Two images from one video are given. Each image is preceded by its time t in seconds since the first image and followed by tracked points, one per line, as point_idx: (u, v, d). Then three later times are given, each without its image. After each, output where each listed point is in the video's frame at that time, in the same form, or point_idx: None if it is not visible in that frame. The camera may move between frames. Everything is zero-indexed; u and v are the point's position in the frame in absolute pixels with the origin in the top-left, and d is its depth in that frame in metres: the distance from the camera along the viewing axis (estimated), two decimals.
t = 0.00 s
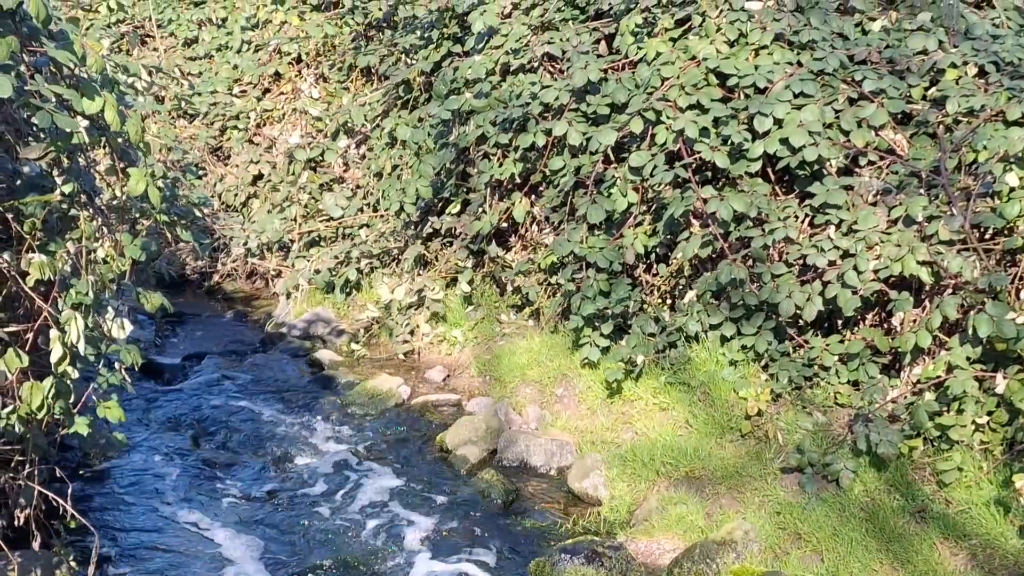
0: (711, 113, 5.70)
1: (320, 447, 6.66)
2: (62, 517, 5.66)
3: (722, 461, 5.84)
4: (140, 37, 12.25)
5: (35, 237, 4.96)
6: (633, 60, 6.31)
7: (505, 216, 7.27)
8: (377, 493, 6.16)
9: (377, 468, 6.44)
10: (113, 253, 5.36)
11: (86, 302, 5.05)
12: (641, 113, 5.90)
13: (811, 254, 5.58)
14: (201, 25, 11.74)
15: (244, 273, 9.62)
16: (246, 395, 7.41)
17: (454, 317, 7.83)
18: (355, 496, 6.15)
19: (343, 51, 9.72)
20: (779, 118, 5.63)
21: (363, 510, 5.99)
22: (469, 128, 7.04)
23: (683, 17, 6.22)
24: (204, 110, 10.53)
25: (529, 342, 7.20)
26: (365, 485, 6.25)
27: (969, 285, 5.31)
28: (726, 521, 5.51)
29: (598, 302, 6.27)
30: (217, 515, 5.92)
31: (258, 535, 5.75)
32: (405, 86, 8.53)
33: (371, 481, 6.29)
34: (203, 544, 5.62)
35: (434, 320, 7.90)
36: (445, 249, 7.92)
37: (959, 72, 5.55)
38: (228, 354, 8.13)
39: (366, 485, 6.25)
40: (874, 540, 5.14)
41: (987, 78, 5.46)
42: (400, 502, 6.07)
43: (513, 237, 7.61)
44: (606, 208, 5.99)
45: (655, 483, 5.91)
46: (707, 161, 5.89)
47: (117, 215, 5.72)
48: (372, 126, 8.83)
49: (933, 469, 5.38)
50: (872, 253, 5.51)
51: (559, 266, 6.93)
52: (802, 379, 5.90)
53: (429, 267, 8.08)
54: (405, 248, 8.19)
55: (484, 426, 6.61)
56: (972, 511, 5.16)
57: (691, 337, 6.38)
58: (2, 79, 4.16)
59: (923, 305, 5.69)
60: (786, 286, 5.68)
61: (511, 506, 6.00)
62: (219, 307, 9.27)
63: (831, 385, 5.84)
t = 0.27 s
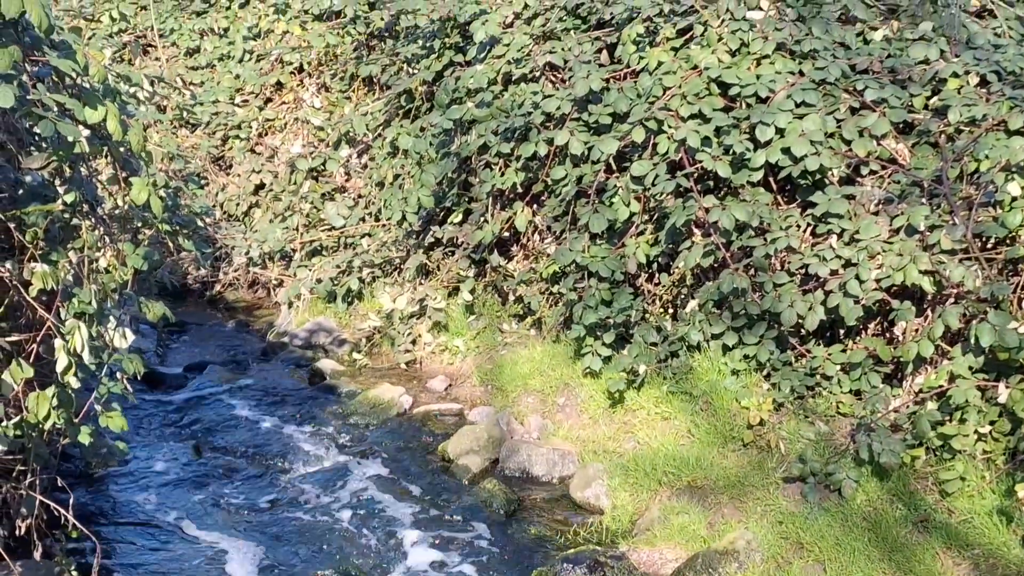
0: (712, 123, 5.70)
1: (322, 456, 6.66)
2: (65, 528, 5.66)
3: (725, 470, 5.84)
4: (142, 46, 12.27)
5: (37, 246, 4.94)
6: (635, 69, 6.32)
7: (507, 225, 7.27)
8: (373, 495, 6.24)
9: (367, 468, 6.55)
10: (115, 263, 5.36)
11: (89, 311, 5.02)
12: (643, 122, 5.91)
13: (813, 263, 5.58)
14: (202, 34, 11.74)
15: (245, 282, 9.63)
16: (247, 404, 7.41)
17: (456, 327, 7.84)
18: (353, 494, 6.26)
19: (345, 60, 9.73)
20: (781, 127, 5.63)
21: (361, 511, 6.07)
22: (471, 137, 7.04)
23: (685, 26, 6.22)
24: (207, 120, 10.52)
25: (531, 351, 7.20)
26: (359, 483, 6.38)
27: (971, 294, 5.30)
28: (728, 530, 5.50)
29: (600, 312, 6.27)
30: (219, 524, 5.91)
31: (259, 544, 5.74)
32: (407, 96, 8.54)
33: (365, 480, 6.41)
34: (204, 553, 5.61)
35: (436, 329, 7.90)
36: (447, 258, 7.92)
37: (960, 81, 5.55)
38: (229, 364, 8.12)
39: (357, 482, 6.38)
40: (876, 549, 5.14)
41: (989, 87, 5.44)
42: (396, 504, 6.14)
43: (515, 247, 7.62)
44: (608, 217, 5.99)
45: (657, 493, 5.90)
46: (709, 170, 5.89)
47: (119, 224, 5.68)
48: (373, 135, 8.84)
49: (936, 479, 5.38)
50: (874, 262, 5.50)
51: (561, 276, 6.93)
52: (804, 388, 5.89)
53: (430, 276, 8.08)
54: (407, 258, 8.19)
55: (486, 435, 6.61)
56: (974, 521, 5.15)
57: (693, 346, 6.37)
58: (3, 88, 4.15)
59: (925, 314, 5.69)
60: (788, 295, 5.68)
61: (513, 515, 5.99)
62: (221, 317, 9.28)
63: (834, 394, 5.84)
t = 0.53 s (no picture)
0: (714, 137, 5.71)
1: (323, 471, 6.66)
2: (66, 542, 5.65)
3: (727, 485, 5.83)
4: (145, 62, 12.30)
5: (39, 261, 4.91)
6: (637, 84, 6.34)
7: (509, 239, 7.28)
8: (375, 510, 6.23)
9: (369, 482, 6.55)
10: (117, 278, 5.35)
11: (90, 326, 5.03)
12: (644, 137, 5.92)
13: (814, 278, 5.58)
14: (205, 49, 11.73)
15: (247, 296, 9.64)
16: (249, 418, 7.41)
17: (458, 341, 7.85)
18: (354, 507, 6.26)
19: (347, 74, 9.76)
20: (782, 142, 5.64)
21: (363, 526, 6.06)
22: (473, 152, 7.05)
23: (686, 40, 6.23)
24: (208, 135, 10.52)
25: (532, 365, 7.21)
26: (361, 496, 6.39)
27: (973, 308, 5.29)
28: (730, 545, 5.49)
29: (601, 326, 6.27)
30: (220, 538, 5.91)
31: (261, 558, 5.73)
32: (409, 110, 8.57)
33: (367, 493, 6.42)
34: (205, 567, 5.61)
35: (438, 343, 7.92)
36: (448, 272, 7.93)
37: (962, 96, 5.55)
38: (230, 378, 8.13)
39: (359, 497, 6.38)
40: (879, 564, 5.13)
41: (991, 102, 5.44)
42: (398, 518, 6.14)
43: (516, 261, 7.63)
44: (610, 231, 5.99)
45: (658, 508, 5.89)
46: (710, 185, 5.90)
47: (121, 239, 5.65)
48: (375, 150, 8.85)
49: (938, 493, 5.37)
50: (876, 276, 5.50)
51: (562, 290, 6.94)
52: (806, 403, 5.89)
53: (432, 290, 8.09)
54: (409, 272, 8.20)
55: (488, 449, 6.61)
56: (977, 536, 5.14)
57: (694, 360, 6.37)
58: (6, 103, 4.13)
59: (927, 328, 5.68)
60: (790, 310, 5.67)
61: (515, 529, 5.98)
62: (222, 331, 9.29)
63: (837, 409, 5.82)
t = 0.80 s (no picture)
0: (715, 153, 5.72)
1: (325, 487, 6.66)
2: (66, 558, 5.63)
3: (728, 501, 5.82)
4: (146, 78, 12.32)
5: (41, 277, 4.88)
6: (638, 100, 6.37)
7: (510, 255, 7.30)
8: (376, 525, 6.23)
9: (371, 497, 6.55)
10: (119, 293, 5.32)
11: (92, 341, 4.96)
12: (646, 152, 5.93)
13: (816, 294, 5.58)
14: (206, 65, 11.65)
15: (248, 312, 9.65)
16: (251, 434, 7.41)
17: (459, 356, 7.87)
18: (354, 523, 6.25)
19: (349, 90, 9.80)
20: (784, 157, 5.64)
21: (365, 541, 6.05)
22: (474, 167, 7.06)
23: (687, 56, 6.27)
24: (210, 150, 10.53)
25: (534, 381, 7.21)
26: (362, 512, 6.39)
27: (975, 324, 5.28)
28: (732, 561, 5.48)
29: (603, 342, 6.26)
30: (221, 553, 5.89)
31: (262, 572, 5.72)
32: (410, 126, 8.60)
33: (368, 509, 6.42)
34: None
35: (440, 359, 7.93)
36: (449, 288, 7.93)
37: (963, 112, 5.56)
38: (232, 394, 8.14)
39: (360, 513, 6.37)
40: None
41: (992, 118, 5.45)
42: (399, 534, 6.13)
43: (517, 277, 7.64)
44: (611, 247, 6.00)
45: (660, 524, 5.88)
46: (712, 201, 5.91)
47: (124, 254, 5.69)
48: (376, 166, 8.86)
49: (940, 510, 5.36)
50: (878, 292, 5.50)
51: (563, 306, 6.95)
52: (808, 418, 5.89)
53: (433, 306, 8.10)
54: (410, 288, 8.20)
55: (490, 465, 6.61)
56: (979, 553, 5.13)
57: (696, 377, 6.37)
58: (9, 120, 4.12)
59: (929, 344, 5.68)
60: (791, 326, 5.67)
61: (516, 546, 5.97)
62: (224, 347, 9.30)
63: (837, 425, 5.84)
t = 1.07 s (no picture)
0: (716, 163, 5.72)
1: (326, 497, 6.66)
2: (66, 568, 5.61)
3: (730, 511, 5.81)
4: (149, 88, 12.35)
5: (42, 287, 4.88)
6: (639, 110, 6.38)
7: (512, 265, 7.32)
8: (377, 536, 6.22)
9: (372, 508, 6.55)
10: (121, 303, 5.32)
11: (93, 351, 4.97)
12: (647, 162, 5.94)
13: (817, 304, 5.57)
14: (208, 75, 11.71)
15: (250, 322, 9.67)
16: (251, 444, 7.41)
17: (460, 366, 7.88)
18: (354, 533, 6.25)
19: (350, 101, 9.81)
20: (785, 167, 5.64)
21: (365, 552, 6.05)
22: (476, 178, 7.07)
23: (688, 67, 6.27)
24: (212, 160, 10.54)
25: (535, 392, 7.21)
26: (362, 522, 6.38)
27: (976, 335, 5.27)
28: (733, 571, 5.47)
29: (604, 351, 6.26)
30: (221, 563, 5.88)
31: None
32: (412, 136, 8.63)
33: (368, 519, 6.42)
34: None
35: (441, 369, 7.94)
36: (451, 298, 7.94)
37: (964, 122, 5.56)
38: (233, 404, 8.15)
39: (360, 523, 6.37)
40: None
41: (993, 128, 5.45)
42: (400, 544, 6.13)
43: (518, 287, 7.65)
44: (612, 257, 6.00)
45: (661, 534, 5.87)
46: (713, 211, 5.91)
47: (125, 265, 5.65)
48: (378, 176, 8.87)
49: (942, 520, 5.36)
50: (879, 302, 5.49)
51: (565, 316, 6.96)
52: (809, 429, 5.88)
53: (434, 316, 8.12)
54: (411, 298, 8.20)
55: (491, 475, 6.62)
56: (980, 563, 5.12)
57: (697, 387, 6.36)
58: (10, 130, 4.10)
59: (930, 354, 5.68)
60: (792, 336, 5.66)
61: (517, 556, 5.96)
62: (225, 357, 9.31)
63: (839, 435, 5.83)
